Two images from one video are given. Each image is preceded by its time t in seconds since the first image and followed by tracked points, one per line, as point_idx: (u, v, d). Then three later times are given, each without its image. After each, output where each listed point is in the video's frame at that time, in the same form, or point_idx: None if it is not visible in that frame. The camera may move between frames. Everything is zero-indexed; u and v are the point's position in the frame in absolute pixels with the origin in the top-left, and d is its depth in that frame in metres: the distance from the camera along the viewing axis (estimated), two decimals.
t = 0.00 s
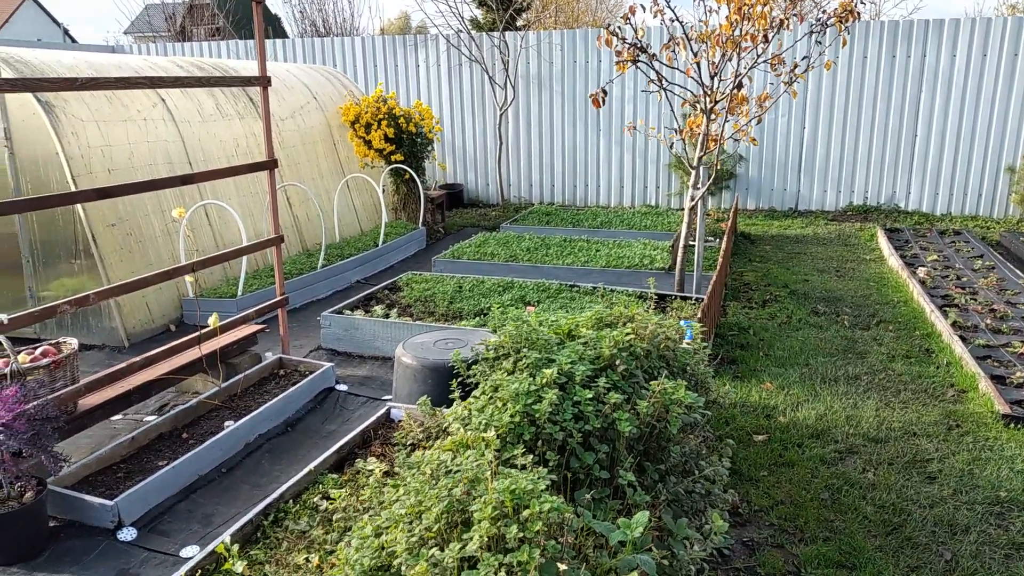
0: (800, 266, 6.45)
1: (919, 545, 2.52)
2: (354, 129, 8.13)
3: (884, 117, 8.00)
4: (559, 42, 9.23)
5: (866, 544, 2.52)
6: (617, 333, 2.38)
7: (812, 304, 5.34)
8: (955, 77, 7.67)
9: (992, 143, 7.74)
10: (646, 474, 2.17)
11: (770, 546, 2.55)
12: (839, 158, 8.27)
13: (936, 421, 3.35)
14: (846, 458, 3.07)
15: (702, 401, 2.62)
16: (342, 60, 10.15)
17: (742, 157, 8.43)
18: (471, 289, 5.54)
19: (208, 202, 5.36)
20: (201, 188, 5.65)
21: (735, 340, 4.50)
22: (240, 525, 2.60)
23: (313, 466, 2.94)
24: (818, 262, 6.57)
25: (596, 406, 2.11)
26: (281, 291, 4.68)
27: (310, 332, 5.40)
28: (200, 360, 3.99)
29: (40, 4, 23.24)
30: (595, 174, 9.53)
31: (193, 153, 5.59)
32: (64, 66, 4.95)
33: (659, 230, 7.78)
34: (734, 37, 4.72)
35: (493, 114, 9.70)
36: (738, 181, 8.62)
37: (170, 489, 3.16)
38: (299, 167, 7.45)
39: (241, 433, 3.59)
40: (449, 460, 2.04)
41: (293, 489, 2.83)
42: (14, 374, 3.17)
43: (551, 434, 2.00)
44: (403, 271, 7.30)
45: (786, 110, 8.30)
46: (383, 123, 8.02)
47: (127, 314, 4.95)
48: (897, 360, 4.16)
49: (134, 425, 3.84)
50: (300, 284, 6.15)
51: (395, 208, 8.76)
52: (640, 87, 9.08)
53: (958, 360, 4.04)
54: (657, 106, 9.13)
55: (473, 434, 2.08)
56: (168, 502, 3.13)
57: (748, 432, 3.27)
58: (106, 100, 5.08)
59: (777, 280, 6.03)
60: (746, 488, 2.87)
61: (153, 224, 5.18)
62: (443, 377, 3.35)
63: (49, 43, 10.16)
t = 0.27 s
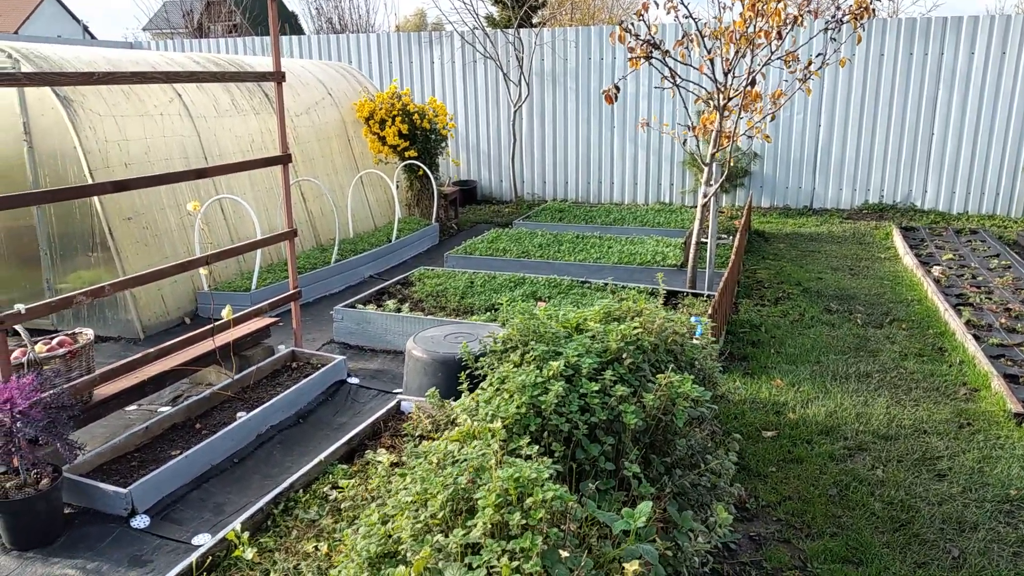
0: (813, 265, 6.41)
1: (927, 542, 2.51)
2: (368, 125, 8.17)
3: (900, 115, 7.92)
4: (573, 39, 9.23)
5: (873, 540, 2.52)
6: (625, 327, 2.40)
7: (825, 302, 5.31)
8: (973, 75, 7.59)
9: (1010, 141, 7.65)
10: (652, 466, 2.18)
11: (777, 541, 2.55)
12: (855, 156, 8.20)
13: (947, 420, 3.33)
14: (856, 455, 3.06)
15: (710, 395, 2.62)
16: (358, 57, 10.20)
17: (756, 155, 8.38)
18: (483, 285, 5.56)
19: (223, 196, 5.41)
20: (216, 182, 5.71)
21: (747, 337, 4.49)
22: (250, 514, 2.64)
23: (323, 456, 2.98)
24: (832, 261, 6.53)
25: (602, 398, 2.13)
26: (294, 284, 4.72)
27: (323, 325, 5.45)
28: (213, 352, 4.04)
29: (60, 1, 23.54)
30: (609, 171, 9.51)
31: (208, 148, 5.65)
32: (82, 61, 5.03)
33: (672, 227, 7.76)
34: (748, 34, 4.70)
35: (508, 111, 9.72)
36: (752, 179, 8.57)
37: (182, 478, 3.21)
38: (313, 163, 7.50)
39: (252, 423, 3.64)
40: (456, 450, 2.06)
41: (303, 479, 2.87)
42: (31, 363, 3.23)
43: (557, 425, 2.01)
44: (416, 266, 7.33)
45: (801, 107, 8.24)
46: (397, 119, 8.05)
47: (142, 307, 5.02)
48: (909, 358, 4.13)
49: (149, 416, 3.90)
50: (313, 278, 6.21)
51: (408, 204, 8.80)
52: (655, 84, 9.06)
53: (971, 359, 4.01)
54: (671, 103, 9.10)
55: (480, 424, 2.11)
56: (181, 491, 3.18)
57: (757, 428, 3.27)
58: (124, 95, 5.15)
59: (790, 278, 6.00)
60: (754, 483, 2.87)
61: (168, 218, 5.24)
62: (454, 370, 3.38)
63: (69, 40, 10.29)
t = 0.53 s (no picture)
0: (839, 262, 6.33)
1: (951, 539, 2.49)
2: (393, 119, 8.23)
3: (929, 111, 7.79)
4: (598, 33, 9.20)
5: (895, 535, 2.50)
6: (646, 318, 2.41)
7: (850, 299, 5.26)
8: (1005, 71, 7.44)
9: None
10: (672, 456, 2.20)
11: (798, 535, 2.54)
12: (882, 153, 8.07)
13: (973, 417, 3.28)
14: (879, 451, 3.03)
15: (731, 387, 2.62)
16: (383, 52, 10.26)
17: (781, 151, 8.29)
18: (505, 278, 5.58)
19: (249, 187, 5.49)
20: (242, 174, 5.79)
21: (770, 332, 4.46)
22: (275, 497, 2.69)
23: (345, 443, 3.02)
24: (858, 258, 6.45)
25: (623, 388, 2.14)
26: (318, 275, 4.78)
27: (346, 316, 5.51)
28: (238, 341, 4.11)
29: None
30: (632, 167, 9.47)
31: (235, 140, 5.73)
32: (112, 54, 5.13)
33: (695, 223, 7.71)
34: (774, 28, 4.65)
35: (531, 106, 9.71)
36: (777, 175, 8.48)
37: (208, 463, 3.27)
38: (338, 156, 7.57)
39: (277, 411, 3.70)
40: (476, 437, 2.08)
41: (326, 464, 2.92)
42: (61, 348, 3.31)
43: (577, 414, 2.03)
44: (439, 259, 7.37)
45: (828, 103, 8.13)
46: (421, 114, 8.09)
47: (169, 296, 5.11)
48: (935, 355, 4.08)
49: (176, 402, 3.98)
50: (337, 270, 6.27)
51: (432, 197, 8.85)
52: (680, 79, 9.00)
53: (999, 358, 3.94)
54: (696, 98, 9.03)
55: (500, 412, 2.13)
56: (206, 475, 3.25)
57: (779, 423, 3.25)
58: (153, 88, 5.24)
59: (815, 275, 5.94)
60: (775, 477, 2.86)
61: (195, 209, 5.33)
62: (475, 360, 3.41)
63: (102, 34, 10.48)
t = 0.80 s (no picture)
0: (882, 248, 6.18)
1: (992, 525, 2.44)
2: (430, 101, 8.25)
3: (981, 93, 7.53)
4: (638, 15, 9.08)
5: (934, 520, 2.46)
6: (684, 296, 2.40)
7: (893, 285, 5.14)
8: None
9: None
10: (707, 433, 2.21)
11: (835, 517, 2.51)
12: (929, 137, 7.83)
13: (1018, 405, 3.20)
14: (919, 436, 2.98)
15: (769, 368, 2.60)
16: (421, 33, 10.27)
17: (824, 135, 8.08)
18: (541, 259, 5.58)
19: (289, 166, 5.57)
20: (283, 153, 5.88)
21: (809, 317, 4.38)
22: (313, 466, 2.76)
23: (383, 416, 3.08)
24: (902, 244, 6.28)
25: (660, 365, 2.14)
26: (357, 253, 4.84)
27: (384, 295, 5.58)
28: (279, 316, 4.20)
29: None
30: (671, 150, 9.34)
31: (276, 120, 5.81)
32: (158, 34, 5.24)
33: (735, 207, 7.60)
34: (819, 8, 4.53)
35: (570, 88, 9.64)
36: (820, 159, 8.28)
37: (249, 433, 3.36)
38: (377, 137, 7.63)
39: (316, 384, 3.78)
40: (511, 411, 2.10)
41: (364, 436, 2.98)
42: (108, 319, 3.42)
43: (613, 389, 2.03)
44: (475, 240, 7.40)
45: (874, 86, 7.89)
46: (459, 95, 8.09)
47: (211, 272, 5.23)
48: (980, 343, 3.97)
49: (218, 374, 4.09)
50: (375, 250, 6.35)
51: (469, 179, 8.87)
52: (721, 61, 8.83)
53: None
54: (737, 80, 8.86)
55: (535, 386, 2.15)
56: (247, 444, 3.34)
57: (817, 406, 3.21)
58: (196, 68, 5.34)
59: (857, 260, 5.81)
60: (812, 460, 2.83)
61: (237, 187, 5.43)
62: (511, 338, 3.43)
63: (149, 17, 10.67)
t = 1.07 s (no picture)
0: (935, 217, 5.96)
1: None
2: (473, 66, 8.17)
3: None
4: None
5: (988, 491, 2.39)
6: (733, 259, 2.36)
7: (946, 255, 4.96)
8: None
9: None
10: (755, 396, 2.20)
11: (884, 486, 2.46)
12: (989, 104, 7.48)
13: None
14: (973, 407, 2.89)
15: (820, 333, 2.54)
16: None
17: (877, 102, 7.78)
18: (583, 225, 5.53)
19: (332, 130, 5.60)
20: (326, 118, 5.90)
21: (858, 286, 4.26)
22: (358, 422, 2.81)
23: (427, 376, 3.12)
24: (957, 214, 6.04)
25: (708, 326, 2.11)
26: (399, 217, 4.86)
27: (426, 259, 5.60)
28: (323, 278, 4.26)
29: None
30: (716, 117, 9.11)
31: (319, 84, 5.83)
32: None
33: (782, 174, 7.40)
34: None
35: (613, 53, 9.45)
36: (871, 127, 7.98)
37: (296, 389, 3.44)
38: (419, 102, 7.61)
39: (360, 344, 3.84)
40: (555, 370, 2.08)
41: (408, 394, 3.02)
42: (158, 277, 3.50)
43: (660, 349, 2.01)
44: (516, 207, 7.37)
45: (933, 49, 7.55)
46: (502, 60, 7.99)
47: (257, 235, 5.32)
48: None
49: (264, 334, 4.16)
50: (417, 215, 6.37)
51: (510, 146, 8.81)
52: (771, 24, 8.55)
53: None
54: (787, 45, 8.58)
55: (579, 345, 2.14)
56: (294, 401, 3.41)
57: (866, 375, 3.13)
58: (241, 32, 5.38)
59: (909, 230, 5.61)
60: (861, 429, 2.77)
61: (281, 151, 5.49)
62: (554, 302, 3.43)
63: None
